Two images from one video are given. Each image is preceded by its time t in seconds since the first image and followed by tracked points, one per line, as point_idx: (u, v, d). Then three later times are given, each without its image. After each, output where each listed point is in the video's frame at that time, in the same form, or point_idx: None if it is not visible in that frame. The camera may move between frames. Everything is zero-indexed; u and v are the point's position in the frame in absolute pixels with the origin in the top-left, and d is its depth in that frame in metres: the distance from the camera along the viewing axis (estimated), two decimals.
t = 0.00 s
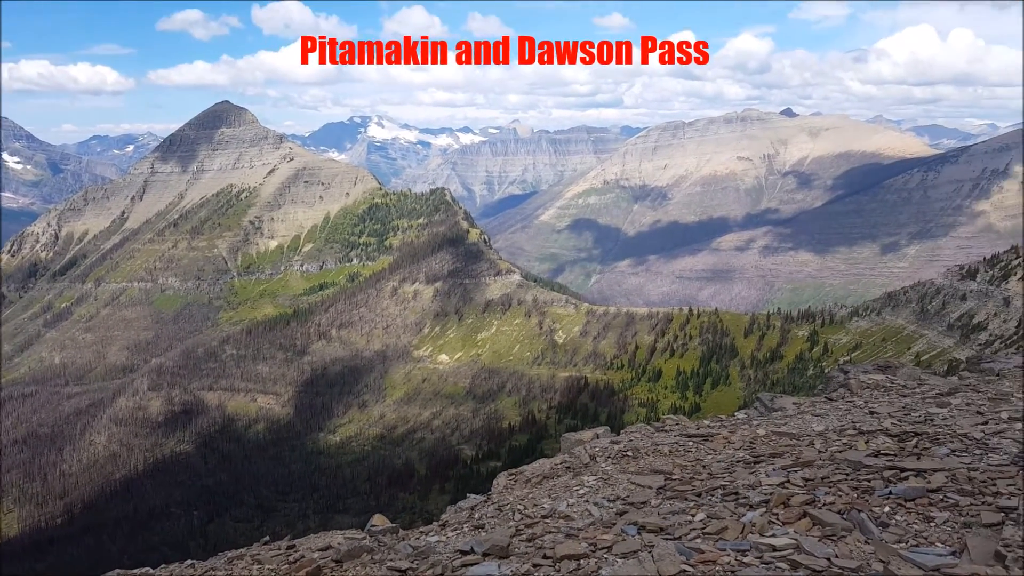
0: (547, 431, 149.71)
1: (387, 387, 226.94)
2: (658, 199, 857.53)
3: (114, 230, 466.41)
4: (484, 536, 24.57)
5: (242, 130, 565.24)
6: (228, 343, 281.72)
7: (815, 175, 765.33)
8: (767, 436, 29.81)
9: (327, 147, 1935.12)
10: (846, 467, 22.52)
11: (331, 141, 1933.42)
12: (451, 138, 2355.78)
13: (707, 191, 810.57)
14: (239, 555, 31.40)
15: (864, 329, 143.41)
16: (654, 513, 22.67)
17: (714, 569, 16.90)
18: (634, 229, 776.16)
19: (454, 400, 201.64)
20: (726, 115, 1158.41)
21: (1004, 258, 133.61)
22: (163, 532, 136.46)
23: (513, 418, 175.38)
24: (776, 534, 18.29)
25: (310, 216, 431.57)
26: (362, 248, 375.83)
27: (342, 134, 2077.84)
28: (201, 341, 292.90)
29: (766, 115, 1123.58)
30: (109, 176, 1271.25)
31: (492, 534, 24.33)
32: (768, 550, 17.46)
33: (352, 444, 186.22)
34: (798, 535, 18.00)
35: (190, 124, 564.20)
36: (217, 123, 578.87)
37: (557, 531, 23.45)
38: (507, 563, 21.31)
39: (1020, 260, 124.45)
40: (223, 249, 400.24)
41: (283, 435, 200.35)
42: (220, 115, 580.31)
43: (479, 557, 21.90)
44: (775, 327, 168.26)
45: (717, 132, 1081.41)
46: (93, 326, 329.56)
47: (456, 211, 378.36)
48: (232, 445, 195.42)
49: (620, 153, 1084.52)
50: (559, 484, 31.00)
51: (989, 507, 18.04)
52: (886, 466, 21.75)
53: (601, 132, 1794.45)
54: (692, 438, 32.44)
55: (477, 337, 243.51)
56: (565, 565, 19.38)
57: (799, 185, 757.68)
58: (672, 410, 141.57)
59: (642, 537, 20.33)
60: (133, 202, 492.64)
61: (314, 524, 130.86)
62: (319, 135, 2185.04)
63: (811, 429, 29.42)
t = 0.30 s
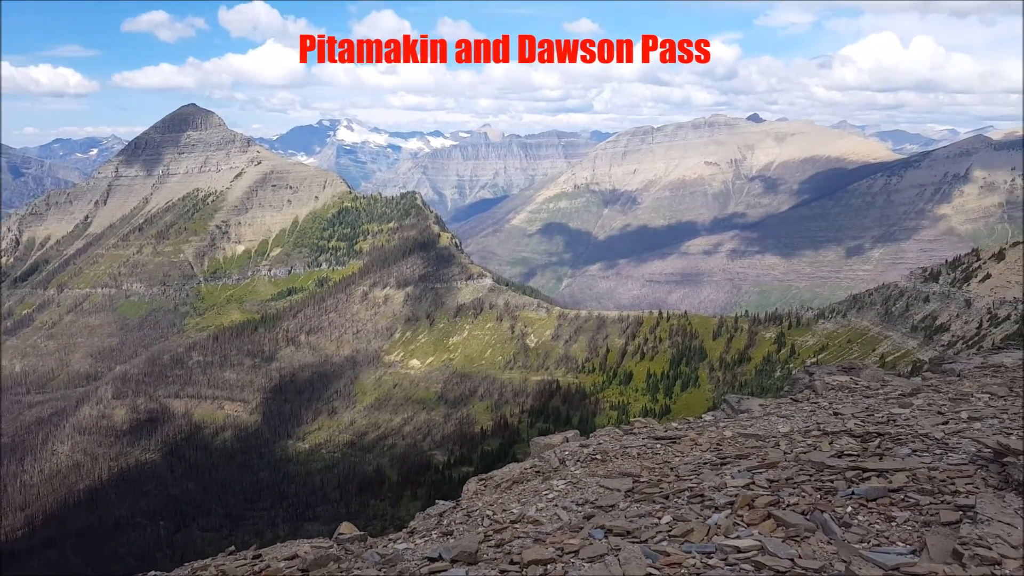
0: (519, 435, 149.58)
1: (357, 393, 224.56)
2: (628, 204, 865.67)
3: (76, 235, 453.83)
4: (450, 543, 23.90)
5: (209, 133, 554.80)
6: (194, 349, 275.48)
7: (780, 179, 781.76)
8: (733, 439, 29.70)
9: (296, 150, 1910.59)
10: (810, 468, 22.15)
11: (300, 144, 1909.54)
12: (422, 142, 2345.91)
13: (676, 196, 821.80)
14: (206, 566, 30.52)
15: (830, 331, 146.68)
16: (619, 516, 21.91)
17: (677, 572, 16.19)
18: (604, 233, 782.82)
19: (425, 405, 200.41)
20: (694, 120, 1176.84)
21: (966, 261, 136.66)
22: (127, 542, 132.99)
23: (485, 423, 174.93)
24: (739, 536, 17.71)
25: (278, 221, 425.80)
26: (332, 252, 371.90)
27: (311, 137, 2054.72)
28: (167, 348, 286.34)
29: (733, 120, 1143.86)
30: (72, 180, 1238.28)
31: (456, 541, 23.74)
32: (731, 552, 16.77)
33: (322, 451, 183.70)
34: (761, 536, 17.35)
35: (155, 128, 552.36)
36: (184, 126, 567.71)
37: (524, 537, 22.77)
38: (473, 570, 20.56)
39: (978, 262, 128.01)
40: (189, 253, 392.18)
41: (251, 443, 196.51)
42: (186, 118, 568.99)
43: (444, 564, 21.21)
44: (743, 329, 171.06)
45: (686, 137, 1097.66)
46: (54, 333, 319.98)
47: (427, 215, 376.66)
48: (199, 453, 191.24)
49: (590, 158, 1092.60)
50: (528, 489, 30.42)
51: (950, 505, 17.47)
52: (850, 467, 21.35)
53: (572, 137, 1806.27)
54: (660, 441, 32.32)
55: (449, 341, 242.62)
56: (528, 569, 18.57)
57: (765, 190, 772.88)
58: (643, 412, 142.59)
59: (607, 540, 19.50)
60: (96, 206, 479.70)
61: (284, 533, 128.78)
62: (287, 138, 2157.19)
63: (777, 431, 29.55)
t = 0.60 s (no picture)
0: (492, 441, 148.98)
1: (329, 401, 221.63)
2: (599, 209, 871.62)
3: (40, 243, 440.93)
4: (420, 552, 23.56)
5: (176, 139, 543.81)
6: (162, 358, 268.84)
7: (748, 185, 795.84)
8: (703, 441, 30.03)
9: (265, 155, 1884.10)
10: (777, 470, 22.47)
11: (270, 149, 1884.02)
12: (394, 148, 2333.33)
13: (647, 202, 830.89)
14: None
15: (798, 334, 149.87)
16: (589, 521, 21.89)
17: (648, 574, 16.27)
18: (576, 239, 787.48)
19: (398, 412, 198.64)
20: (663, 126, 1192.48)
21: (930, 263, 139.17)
22: (94, 554, 129.23)
23: (459, 429, 173.97)
24: (708, 538, 17.85)
25: (247, 227, 418.77)
26: (302, 259, 367.21)
27: (281, 142, 2028.63)
28: (134, 357, 279.21)
29: (702, 127, 1161.89)
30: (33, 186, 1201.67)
31: (428, 549, 23.44)
32: (699, 555, 16.88)
33: (293, 459, 180.65)
34: (728, 540, 17.48)
35: (121, 134, 539.74)
36: (151, 132, 556.08)
37: (496, 543, 22.57)
38: None
39: (941, 263, 131.60)
40: (157, 261, 383.50)
41: (220, 452, 192.33)
42: (152, 124, 557.23)
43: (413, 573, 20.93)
44: (713, 333, 173.57)
45: (655, 144, 1111.98)
46: (16, 343, 310.09)
47: (399, 221, 374.03)
48: (167, 463, 186.60)
49: (562, 164, 1098.78)
50: (499, 495, 30.23)
51: (913, 505, 17.86)
52: (816, 469, 21.70)
53: (544, 143, 1813.71)
54: (631, 445, 32.47)
55: (421, 348, 241.12)
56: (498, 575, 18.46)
57: (733, 195, 786.04)
58: (616, 417, 143.58)
59: (577, 545, 19.43)
60: (61, 213, 467.07)
61: (255, 543, 126.26)
62: (257, 144, 2127.37)
63: (745, 434, 29.98)
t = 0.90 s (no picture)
0: (467, 448, 148.12)
1: (301, 409, 218.65)
2: (573, 216, 876.19)
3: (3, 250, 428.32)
4: (394, 561, 23.20)
5: (145, 144, 533.33)
6: (131, 366, 263.38)
7: (719, 193, 808.43)
8: (674, 446, 30.26)
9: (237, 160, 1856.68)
10: (747, 475, 22.78)
11: (241, 154, 1858.95)
12: (367, 154, 2318.80)
13: (620, 208, 838.94)
14: None
15: (769, 339, 152.53)
16: (560, 528, 21.88)
17: None
18: (551, 245, 790.72)
19: (371, 420, 196.74)
20: (636, 133, 1205.33)
21: (897, 269, 141.91)
22: (59, 568, 125.50)
23: (433, 436, 172.79)
24: (677, 544, 17.99)
25: (217, 232, 411.88)
26: (273, 265, 362.80)
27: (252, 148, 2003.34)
28: (101, 365, 272.53)
29: (674, 135, 1177.05)
30: None
31: (402, 558, 23.10)
32: (670, 560, 16.98)
33: (264, 468, 177.62)
34: (697, 544, 17.63)
35: (89, 138, 528.54)
36: (119, 137, 545.34)
37: (468, 551, 22.39)
38: None
39: (908, 269, 134.69)
40: (125, 267, 374.58)
41: (190, 461, 188.31)
42: (121, 128, 546.44)
43: None
44: (685, 339, 175.43)
45: (628, 151, 1124.17)
46: None
47: (373, 227, 371.38)
48: (135, 473, 182.17)
49: (536, 171, 1103.95)
50: (473, 502, 30.00)
51: (878, 508, 18.21)
52: (784, 472, 22.06)
53: (518, 150, 1817.84)
54: (603, 449, 32.74)
55: (395, 355, 239.35)
56: None
57: (705, 202, 797.12)
58: (591, 422, 144.22)
59: (549, 551, 19.39)
60: (27, 219, 455.56)
61: (225, 554, 123.66)
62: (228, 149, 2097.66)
63: (715, 438, 30.38)
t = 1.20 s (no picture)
0: (443, 454, 147.21)
1: (274, 417, 215.54)
2: (548, 221, 877.36)
3: None
4: (369, 569, 22.94)
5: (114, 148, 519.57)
6: (99, 375, 252.89)
7: (692, 199, 818.32)
8: (648, 450, 30.43)
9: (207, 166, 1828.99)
10: (718, 477, 23.08)
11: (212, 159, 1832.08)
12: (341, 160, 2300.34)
13: (595, 213, 844.55)
14: None
15: (742, 343, 154.95)
16: (535, 533, 21.87)
17: None
18: (526, 250, 793.01)
19: (346, 427, 194.77)
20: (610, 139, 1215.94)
21: (867, 273, 144.44)
22: None
23: (409, 443, 171.58)
24: (649, 547, 18.10)
25: (189, 240, 407.00)
26: (245, 271, 358.24)
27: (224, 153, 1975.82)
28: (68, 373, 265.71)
29: (648, 142, 1190.00)
30: None
31: (377, 565, 22.86)
32: (644, 564, 17.05)
33: (237, 477, 174.53)
34: (670, 548, 17.73)
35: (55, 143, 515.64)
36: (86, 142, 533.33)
37: (442, 558, 22.22)
38: None
39: (877, 273, 137.36)
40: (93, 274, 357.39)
41: (161, 471, 184.23)
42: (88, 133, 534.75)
43: None
44: (660, 343, 176.79)
45: (603, 158, 1132.45)
46: None
47: (347, 232, 368.43)
48: (104, 484, 177.74)
49: (511, 176, 1105.43)
50: (448, 509, 29.79)
51: (848, 509, 18.51)
52: (756, 475, 22.33)
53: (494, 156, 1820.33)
54: (578, 454, 32.81)
55: (370, 361, 237.40)
56: None
57: (678, 208, 806.90)
58: (568, 427, 144.72)
59: (522, 556, 19.35)
60: None
61: (198, 565, 121.13)
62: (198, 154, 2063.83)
63: (688, 442, 30.72)
